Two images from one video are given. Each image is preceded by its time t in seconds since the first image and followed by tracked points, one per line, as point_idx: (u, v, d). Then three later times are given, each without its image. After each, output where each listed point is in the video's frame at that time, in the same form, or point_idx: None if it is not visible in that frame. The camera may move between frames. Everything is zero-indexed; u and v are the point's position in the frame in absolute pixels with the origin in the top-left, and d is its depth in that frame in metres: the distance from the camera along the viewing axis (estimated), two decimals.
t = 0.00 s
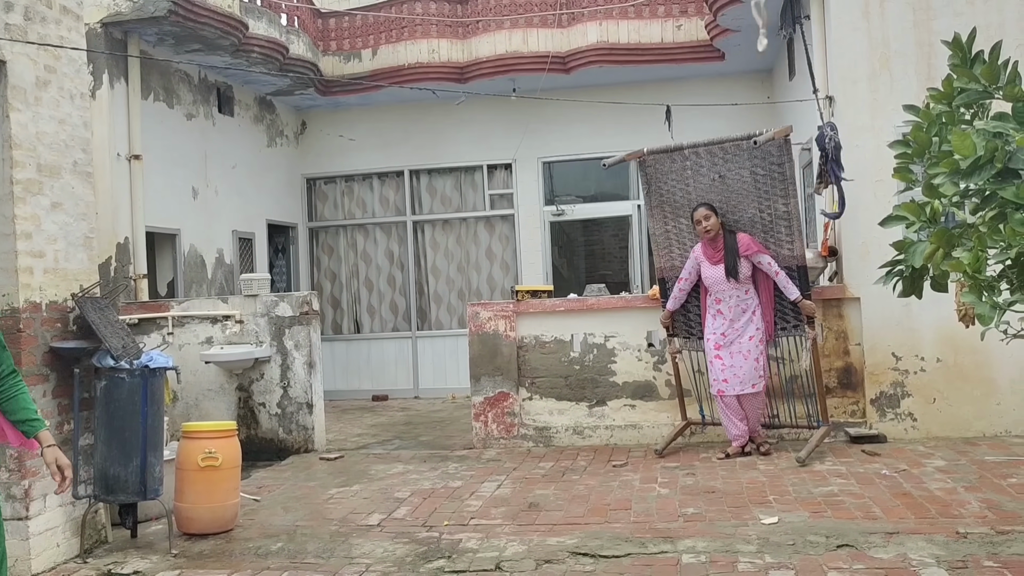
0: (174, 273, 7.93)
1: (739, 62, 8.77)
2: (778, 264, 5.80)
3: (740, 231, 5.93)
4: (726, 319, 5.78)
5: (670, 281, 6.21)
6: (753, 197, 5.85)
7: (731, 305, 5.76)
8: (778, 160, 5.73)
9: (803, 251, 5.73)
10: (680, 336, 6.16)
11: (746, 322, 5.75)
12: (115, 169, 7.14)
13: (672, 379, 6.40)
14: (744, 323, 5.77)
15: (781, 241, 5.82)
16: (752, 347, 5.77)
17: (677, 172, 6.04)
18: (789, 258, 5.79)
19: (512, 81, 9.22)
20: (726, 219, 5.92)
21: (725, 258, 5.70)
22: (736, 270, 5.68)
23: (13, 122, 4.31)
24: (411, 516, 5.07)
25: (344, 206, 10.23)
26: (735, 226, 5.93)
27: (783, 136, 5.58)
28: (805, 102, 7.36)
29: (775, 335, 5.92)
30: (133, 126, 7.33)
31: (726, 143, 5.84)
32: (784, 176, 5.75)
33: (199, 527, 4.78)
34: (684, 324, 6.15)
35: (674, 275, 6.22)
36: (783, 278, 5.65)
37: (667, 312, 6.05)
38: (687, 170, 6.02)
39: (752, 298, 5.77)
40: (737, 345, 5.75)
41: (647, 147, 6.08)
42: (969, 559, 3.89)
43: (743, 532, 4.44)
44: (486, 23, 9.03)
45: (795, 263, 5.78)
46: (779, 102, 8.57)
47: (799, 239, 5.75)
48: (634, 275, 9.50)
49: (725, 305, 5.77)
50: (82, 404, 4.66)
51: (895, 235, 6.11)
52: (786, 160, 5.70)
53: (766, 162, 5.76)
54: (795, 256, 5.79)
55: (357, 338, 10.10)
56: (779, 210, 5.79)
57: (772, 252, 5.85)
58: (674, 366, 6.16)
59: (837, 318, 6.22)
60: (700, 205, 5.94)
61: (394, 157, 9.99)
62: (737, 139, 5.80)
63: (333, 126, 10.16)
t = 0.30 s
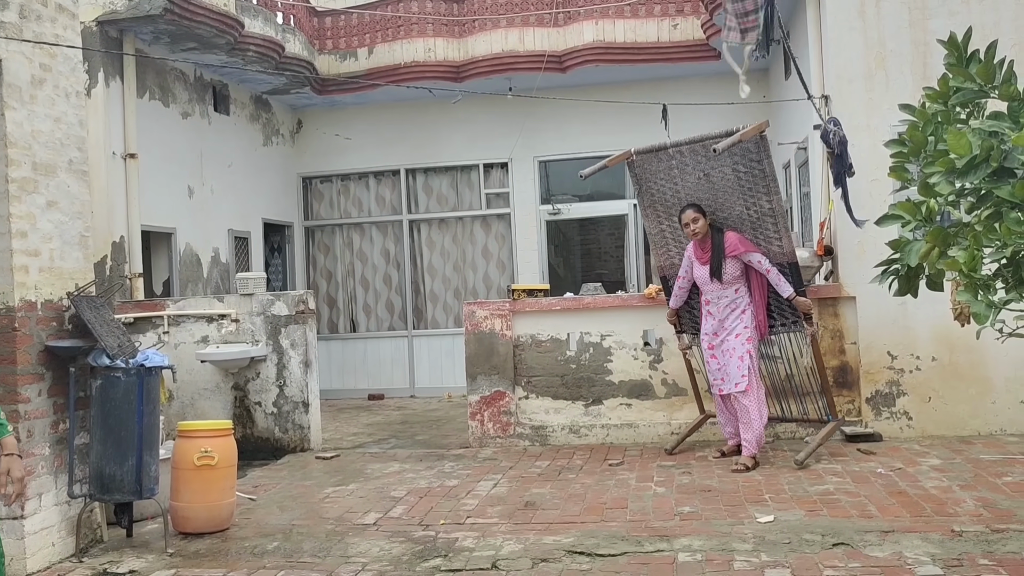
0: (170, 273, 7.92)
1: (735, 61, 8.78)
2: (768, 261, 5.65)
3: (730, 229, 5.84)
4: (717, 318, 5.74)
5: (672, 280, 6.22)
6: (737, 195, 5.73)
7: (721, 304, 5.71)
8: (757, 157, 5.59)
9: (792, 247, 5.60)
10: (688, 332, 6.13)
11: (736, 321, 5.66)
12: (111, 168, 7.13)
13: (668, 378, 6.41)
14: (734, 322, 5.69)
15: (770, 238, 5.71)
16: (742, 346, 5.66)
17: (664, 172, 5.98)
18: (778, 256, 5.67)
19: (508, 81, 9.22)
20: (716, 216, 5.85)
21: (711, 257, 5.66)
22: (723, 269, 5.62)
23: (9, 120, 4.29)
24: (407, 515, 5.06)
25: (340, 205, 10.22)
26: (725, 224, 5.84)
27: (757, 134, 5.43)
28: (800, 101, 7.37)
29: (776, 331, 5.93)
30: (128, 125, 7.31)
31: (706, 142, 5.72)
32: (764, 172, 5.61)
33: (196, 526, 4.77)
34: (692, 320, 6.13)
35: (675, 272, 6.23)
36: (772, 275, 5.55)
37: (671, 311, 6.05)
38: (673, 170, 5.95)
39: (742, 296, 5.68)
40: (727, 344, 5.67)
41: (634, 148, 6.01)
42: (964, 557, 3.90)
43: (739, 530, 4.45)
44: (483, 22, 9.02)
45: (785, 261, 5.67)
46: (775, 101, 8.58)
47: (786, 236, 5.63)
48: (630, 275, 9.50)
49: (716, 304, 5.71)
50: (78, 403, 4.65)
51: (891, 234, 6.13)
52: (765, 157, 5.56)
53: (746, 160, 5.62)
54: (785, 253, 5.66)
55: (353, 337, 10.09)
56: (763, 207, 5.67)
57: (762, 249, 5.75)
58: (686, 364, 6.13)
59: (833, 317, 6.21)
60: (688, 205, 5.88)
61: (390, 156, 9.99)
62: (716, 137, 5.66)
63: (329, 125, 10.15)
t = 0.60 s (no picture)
0: (164, 272, 7.89)
1: (730, 61, 8.79)
2: (760, 260, 5.45)
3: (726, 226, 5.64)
4: (712, 317, 5.69)
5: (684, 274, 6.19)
6: (722, 194, 5.48)
7: (716, 302, 5.65)
8: (734, 157, 5.25)
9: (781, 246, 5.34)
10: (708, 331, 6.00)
11: (729, 320, 5.59)
12: (105, 167, 7.11)
13: (663, 378, 6.41)
14: (728, 321, 5.61)
15: (760, 237, 5.44)
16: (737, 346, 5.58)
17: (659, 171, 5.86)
18: (767, 255, 5.44)
19: (503, 80, 9.22)
20: (710, 214, 5.68)
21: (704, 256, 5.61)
22: (716, 268, 5.57)
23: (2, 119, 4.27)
24: (402, 515, 5.06)
25: (335, 204, 10.21)
26: (720, 221, 5.65)
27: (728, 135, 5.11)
28: (795, 101, 7.39)
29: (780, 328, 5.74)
30: (122, 124, 7.29)
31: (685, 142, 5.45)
32: (743, 172, 5.27)
33: (189, 526, 4.76)
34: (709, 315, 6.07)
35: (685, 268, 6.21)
36: (765, 274, 5.41)
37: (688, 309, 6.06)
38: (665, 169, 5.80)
39: (737, 296, 5.59)
40: (719, 344, 5.62)
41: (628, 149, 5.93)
42: (957, 556, 3.91)
43: (734, 530, 4.45)
44: (478, 22, 9.02)
45: (777, 259, 5.41)
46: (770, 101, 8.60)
47: (772, 236, 5.33)
48: (625, 275, 9.50)
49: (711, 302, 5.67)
50: (71, 403, 4.63)
51: (885, 234, 6.15)
52: (741, 157, 5.20)
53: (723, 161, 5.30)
54: (774, 252, 5.41)
55: (347, 337, 10.08)
56: (748, 206, 5.39)
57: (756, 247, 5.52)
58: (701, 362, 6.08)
59: (827, 317, 6.22)
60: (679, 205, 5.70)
61: (385, 155, 9.98)
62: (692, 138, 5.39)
63: (324, 124, 10.13)
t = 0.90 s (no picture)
0: (159, 273, 7.87)
1: (726, 62, 8.80)
2: (748, 264, 5.39)
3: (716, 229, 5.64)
4: (708, 320, 5.68)
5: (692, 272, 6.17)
6: (701, 200, 5.54)
7: (710, 306, 5.63)
8: (702, 163, 5.31)
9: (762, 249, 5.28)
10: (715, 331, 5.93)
11: (723, 325, 5.57)
12: (99, 167, 7.09)
13: (659, 378, 6.41)
14: (723, 325, 5.59)
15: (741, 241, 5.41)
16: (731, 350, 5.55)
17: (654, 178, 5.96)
18: (752, 260, 5.38)
19: (498, 80, 9.22)
20: (700, 218, 5.73)
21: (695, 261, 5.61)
22: (706, 273, 5.56)
23: None
24: (397, 516, 5.05)
25: (330, 205, 10.20)
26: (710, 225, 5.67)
27: (688, 143, 5.24)
28: (790, 101, 7.40)
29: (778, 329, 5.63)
30: (117, 124, 7.26)
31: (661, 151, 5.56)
32: (711, 178, 5.31)
33: (184, 527, 4.75)
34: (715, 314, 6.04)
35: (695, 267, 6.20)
36: (752, 278, 5.37)
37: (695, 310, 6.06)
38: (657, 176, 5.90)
39: (730, 299, 5.55)
40: (713, 347, 5.60)
41: (625, 156, 6.06)
42: (952, 556, 3.92)
43: (729, 530, 4.46)
44: (474, 22, 9.02)
45: (760, 263, 5.35)
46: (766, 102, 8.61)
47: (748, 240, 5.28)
48: (621, 276, 9.51)
49: (707, 306, 5.65)
50: (66, 403, 4.62)
51: (880, 235, 6.16)
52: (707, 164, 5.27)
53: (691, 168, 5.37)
54: (757, 257, 5.34)
55: (343, 337, 10.06)
56: (723, 212, 5.41)
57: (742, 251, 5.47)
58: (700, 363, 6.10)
59: (822, 318, 6.24)
60: (666, 213, 5.77)
61: (380, 156, 9.97)
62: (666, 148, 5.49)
63: (319, 125, 10.12)
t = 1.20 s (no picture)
0: (155, 273, 7.86)
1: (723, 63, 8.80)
2: (733, 267, 5.34)
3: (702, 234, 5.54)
4: (698, 324, 5.58)
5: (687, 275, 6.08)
6: (679, 210, 5.46)
7: (702, 309, 5.54)
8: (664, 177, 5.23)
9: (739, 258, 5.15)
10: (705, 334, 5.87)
11: (714, 329, 5.49)
12: (95, 167, 7.07)
13: (656, 379, 6.41)
14: (714, 329, 5.52)
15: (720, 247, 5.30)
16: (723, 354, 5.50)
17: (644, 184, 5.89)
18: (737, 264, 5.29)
19: (495, 81, 9.21)
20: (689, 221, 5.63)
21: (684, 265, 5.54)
22: (695, 278, 5.48)
23: None
24: (394, 517, 5.04)
25: (326, 205, 10.19)
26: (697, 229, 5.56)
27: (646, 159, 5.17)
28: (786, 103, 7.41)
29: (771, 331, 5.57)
30: (112, 124, 7.25)
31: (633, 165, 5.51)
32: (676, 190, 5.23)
33: (180, 528, 4.73)
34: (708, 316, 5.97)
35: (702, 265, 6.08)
36: (736, 282, 5.32)
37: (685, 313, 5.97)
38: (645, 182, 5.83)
39: (722, 303, 5.47)
40: (704, 352, 5.51)
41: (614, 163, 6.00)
42: (950, 558, 3.92)
43: (726, 531, 4.46)
44: (471, 23, 9.01)
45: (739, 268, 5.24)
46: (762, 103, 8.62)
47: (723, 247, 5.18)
48: (618, 277, 9.51)
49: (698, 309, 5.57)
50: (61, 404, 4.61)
51: (877, 235, 6.18)
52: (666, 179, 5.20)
53: (657, 182, 5.32)
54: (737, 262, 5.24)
55: (339, 338, 10.05)
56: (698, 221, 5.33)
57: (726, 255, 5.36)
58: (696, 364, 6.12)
59: (819, 319, 6.26)
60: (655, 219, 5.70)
61: (377, 156, 9.96)
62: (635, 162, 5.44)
63: (316, 125, 10.10)
